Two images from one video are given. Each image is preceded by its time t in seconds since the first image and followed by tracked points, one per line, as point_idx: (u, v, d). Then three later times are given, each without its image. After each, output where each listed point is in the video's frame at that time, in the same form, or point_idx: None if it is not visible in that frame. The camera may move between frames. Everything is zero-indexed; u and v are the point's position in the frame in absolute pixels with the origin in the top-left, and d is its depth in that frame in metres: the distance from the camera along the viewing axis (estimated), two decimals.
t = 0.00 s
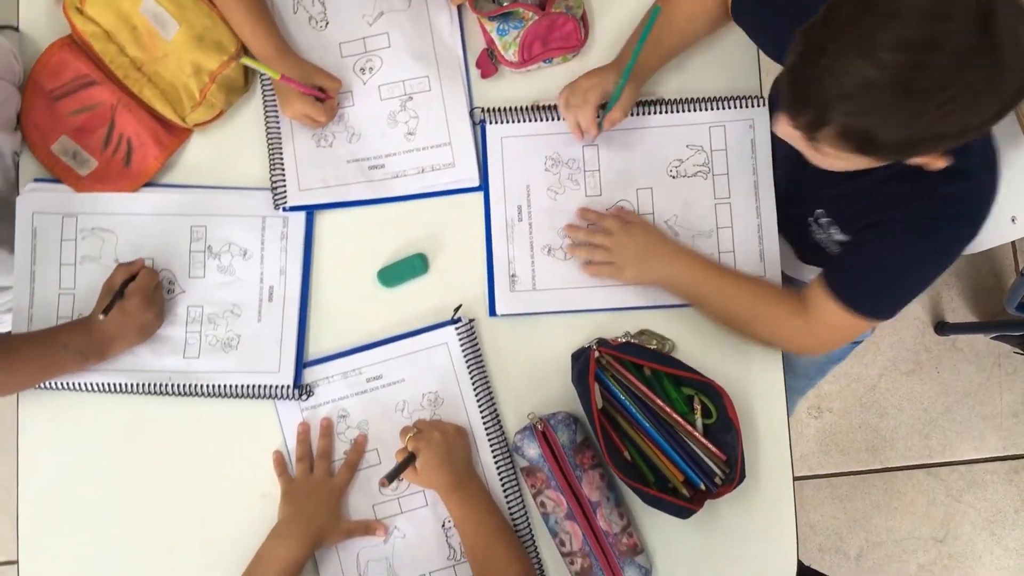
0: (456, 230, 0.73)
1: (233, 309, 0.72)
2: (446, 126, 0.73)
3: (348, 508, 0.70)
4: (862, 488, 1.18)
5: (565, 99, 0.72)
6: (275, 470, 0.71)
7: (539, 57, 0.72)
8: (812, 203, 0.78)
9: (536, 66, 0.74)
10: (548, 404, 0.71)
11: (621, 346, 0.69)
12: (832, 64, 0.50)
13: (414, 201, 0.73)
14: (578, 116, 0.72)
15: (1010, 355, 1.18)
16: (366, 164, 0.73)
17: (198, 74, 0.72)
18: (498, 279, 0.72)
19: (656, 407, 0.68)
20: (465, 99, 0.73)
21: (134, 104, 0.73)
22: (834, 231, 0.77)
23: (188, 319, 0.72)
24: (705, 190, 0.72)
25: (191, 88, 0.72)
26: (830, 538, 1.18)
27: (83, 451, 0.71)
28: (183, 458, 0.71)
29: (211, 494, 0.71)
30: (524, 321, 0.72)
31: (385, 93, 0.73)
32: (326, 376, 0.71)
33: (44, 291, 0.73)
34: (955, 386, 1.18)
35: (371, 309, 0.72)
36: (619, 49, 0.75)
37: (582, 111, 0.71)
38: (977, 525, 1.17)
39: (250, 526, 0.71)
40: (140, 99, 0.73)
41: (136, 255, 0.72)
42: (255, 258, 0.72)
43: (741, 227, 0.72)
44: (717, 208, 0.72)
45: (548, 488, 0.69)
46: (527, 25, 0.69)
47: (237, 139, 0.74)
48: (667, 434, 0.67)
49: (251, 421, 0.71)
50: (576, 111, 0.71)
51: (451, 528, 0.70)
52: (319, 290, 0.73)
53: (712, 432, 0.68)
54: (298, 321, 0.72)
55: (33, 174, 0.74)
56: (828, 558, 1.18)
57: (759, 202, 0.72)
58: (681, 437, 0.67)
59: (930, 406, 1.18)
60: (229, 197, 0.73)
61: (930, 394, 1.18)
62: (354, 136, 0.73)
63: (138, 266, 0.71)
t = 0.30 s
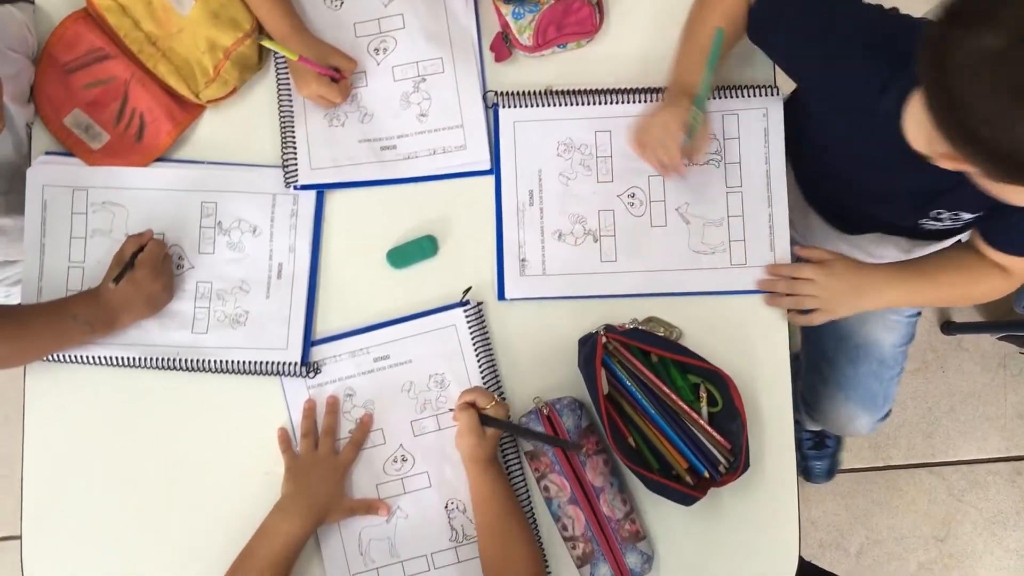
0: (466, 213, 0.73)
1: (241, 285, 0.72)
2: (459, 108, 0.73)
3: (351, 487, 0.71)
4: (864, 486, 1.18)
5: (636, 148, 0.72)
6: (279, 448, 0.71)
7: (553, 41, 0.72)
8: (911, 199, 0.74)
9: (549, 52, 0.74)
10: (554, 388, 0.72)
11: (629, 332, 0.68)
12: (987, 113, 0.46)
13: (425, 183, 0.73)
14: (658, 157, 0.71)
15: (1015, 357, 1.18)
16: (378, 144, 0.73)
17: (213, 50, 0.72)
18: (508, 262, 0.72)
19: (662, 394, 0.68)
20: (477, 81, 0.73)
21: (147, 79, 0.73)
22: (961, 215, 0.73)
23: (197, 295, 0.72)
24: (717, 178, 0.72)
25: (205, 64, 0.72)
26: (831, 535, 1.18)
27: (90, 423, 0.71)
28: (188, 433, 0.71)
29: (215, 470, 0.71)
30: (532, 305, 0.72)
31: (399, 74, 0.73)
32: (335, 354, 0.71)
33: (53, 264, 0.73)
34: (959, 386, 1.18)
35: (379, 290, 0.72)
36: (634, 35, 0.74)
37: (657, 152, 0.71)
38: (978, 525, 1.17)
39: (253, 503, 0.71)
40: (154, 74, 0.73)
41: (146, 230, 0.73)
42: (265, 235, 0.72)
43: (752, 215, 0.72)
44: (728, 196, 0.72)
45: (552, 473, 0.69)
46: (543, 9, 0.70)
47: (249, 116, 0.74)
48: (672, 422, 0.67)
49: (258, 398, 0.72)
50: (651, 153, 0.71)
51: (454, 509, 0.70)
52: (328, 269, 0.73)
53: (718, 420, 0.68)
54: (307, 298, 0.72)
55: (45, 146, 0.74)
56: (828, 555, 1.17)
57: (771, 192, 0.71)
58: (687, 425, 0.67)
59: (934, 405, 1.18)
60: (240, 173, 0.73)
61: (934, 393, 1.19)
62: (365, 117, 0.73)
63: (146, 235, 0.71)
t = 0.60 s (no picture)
0: (479, 198, 0.73)
1: (254, 265, 0.72)
2: (474, 93, 0.73)
3: (359, 469, 0.71)
4: (869, 485, 1.18)
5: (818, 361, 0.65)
6: (288, 428, 0.71)
7: (571, 29, 0.71)
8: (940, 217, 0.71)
9: (567, 39, 0.73)
10: (563, 375, 0.72)
11: (639, 321, 0.68)
12: None
13: (439, 167, 0.73)
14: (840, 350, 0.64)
15: None
16: (394, 127, 0.73)
17: (231, 29, 0.72)
18: (520, 248, 0.72)
19: (672, 384, 0.68)
20: (494, 66, 0.73)
21: (165, 56, 0.73)
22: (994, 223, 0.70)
23: (209, 273, 0.72)
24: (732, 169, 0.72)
25: (222, 42, 0.72)
26: (834, 533, 1.18)
27: (100, 398, 0.72)
28: (197, 411, 0.71)
29: (223, 449, 0.71)
30: (543, 292, 0.72)
31: (415, 57, 0.73)
32: (345, 335, 0.72)
33: (68, 239, 0.73)
34: (967, 388, 1.18)
35: (391, 273, 0.72)
36: (654, 22, 0.74)
37: (826, 348, 0.64)
38: (982, 526, 1.17)
39: (260, 483, 0.71)
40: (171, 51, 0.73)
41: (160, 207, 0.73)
42: (279, 216, 0.72)
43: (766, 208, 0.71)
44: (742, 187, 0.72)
45: (559, 459, 0.69)
46: None
47: (264, 96, 0.74)
48: (682, 412, 0.67)
49: (267, 377, 0.72)
50: (829, 352, 0.64)
51: (461, 493, 0.70)
52: (341, 251, 0.73)
53: (727, 412, 0.68)
54: (319, 280, 0.72)
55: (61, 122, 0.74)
56: (831, 552, 1.17)
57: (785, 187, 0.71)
58: (696, 416, 0.67)
59: (942, 406, 1.18)
60: (254, 152, 0.73)
61: (942, 394, 1.18)
62: (382, 100, 0.73)
63: (164, 212, 0.72)
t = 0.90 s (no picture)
0: (493, 184, 0.73)
1: (267, 247, 0.72)
2: (491, 79, 0.73)
3: (367, 452, 0.71)
4: (873, 485, 1.18)
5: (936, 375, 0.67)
6: (298, 409, 0.71)
7: (590, 17, 0.71)
8: (949, 216, 0.68)
9: (586, 28, 0.73)
10: (573, 364, 0.72)
11: (650, 311, 0.68)
12: None
13: (454, 153, 0.73)
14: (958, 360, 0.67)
15: None
16: (410, 112, 0.73)
17: (250, 10, 0.72)
18: (533, 236, 0.72)
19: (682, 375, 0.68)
20: (512, 53, 0.73)
21: (183, 35, 0.74)
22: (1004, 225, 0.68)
23: (223, 254, 0.72)
24: (746, 162, 0.72)
25: (241, 23, 0.72)
26: (836, 532, 1.18)
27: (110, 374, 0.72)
28: (207, 390, 0.72)
29: (232, 428, 0.71)
30: (555, 281, 0.72)
31: (433, 43, 0.73)
32: (356, 319, 0.72)
33: (83, 214, 0.73)
34: (974, 391, 1.18)
35: (403, 258, 0.72)
36: (672, 13, 0.74)
37: (949, 363, 0.67)
38: (985, 529, 1.17)
39: (268, 463, 0.71)
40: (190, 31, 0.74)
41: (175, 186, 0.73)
42: (294, 198, 0.73)
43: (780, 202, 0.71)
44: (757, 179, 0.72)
45: (567, 447, 0.69)
46: None
47: (281, 77, 0.74)
48: (690, 403, 0.67)
49: (278, 358, 0.72)
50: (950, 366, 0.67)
51: (468, 478, 0.71)
52: (353, 235, 0.73)
53: (736, 404, 0.68)
54: (332, 262, 0.72)
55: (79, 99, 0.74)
56: (833, 552, 1.17)
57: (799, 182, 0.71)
58: (705, 408, 0.67)
59: (948, 409, 1.18)
60: (270, 133, 0.73)
61: (949, 396, 1.18)
62: (398, 84, 0.73)
63: (184, 190, 0.72)
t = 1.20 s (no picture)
0: (507, 173, 0.73)
1: (281, 229, 0.72)
2: (508, 68, 0.73)
3: (374, 437, 0.71)
4: (877, 488, 1.18)
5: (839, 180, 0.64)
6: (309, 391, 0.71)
7: (609, 10, 0.71)
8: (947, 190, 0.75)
9: (603, 20, 0.74)
10: (582, 355, 0.72)
11: (661, 303, 0.68)
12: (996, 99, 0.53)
13: (469, 142, 0.73)
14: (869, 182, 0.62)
15: None
16: (426, 99, 0.73)
17: None
18: (545, 227, 0.72)
19: (691, 368, 0.68)
20: (529, 43, 0.73)
21: (201, 16, 0.74)
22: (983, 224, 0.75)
23: (237, 236, 0.73)
24: (761, 158, 0.72)
25: (260, 7, 0.73)
26: (839, 534, 1.18)
27: (122, 353, 0.72)
28: (218, 371, 0.72)
29: (240, 410, 0.72)
30: (566, 271, 0.72)
31: (451, 30, 0.73)
32: (368, 304, 0.72)
33: (98, 199, 0.73)
34: (981, 396, 1.18)
35: (416, 244, 0.73)
36: (689, 8, 0.74)
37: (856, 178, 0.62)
38: (988, 535, 1.17)
39: (275, 446, 0.71)
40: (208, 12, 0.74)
41: (190, 168, 0.73)
42: (307, 180, 0.73)
43: (794, 199, 0.71)
44: (771, 175, 0.71)
45: (574, 437, 0.69)
46: None
47: (299, 60, 0.75)
48: (699, 398, 0.67)
49: (289, 341, 0.72)
50: (858, 188, 0.62)
51: (474, 466, 0.71)
52: (366, 220, 0.73)
53: (744, 399, 0.68)
54: (346, 244, 0.72)
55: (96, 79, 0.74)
56: (835, 553, 1.17)
57: (813, 178, 0.71)
58: (713, 402, 0.67)
59: (954, 414, 1.18)
60: (287, 116, 0.73)
61: (955, 402, 1.18)
62: (415, 71, 0.73)
63: (198, 178, 0.72)
